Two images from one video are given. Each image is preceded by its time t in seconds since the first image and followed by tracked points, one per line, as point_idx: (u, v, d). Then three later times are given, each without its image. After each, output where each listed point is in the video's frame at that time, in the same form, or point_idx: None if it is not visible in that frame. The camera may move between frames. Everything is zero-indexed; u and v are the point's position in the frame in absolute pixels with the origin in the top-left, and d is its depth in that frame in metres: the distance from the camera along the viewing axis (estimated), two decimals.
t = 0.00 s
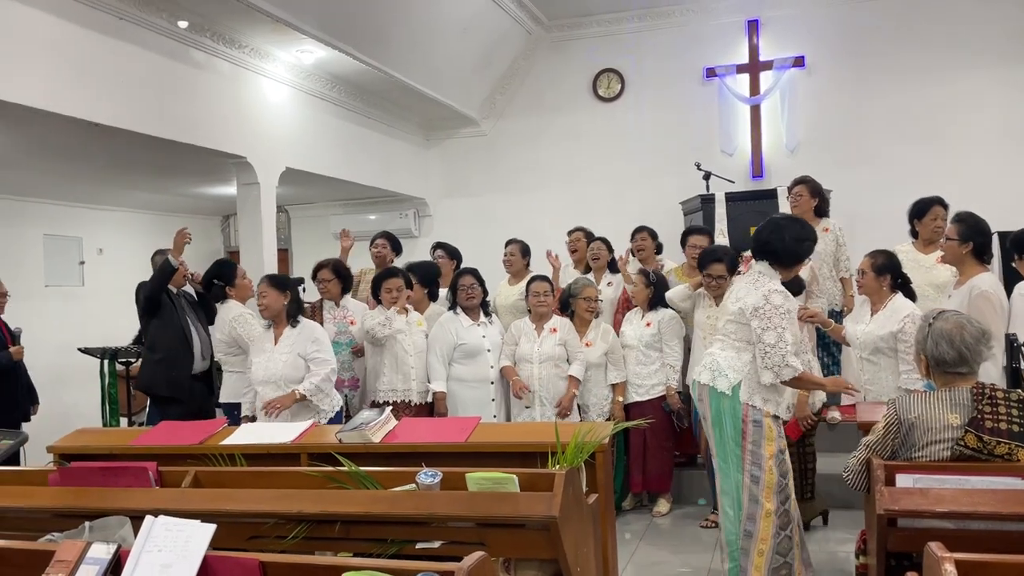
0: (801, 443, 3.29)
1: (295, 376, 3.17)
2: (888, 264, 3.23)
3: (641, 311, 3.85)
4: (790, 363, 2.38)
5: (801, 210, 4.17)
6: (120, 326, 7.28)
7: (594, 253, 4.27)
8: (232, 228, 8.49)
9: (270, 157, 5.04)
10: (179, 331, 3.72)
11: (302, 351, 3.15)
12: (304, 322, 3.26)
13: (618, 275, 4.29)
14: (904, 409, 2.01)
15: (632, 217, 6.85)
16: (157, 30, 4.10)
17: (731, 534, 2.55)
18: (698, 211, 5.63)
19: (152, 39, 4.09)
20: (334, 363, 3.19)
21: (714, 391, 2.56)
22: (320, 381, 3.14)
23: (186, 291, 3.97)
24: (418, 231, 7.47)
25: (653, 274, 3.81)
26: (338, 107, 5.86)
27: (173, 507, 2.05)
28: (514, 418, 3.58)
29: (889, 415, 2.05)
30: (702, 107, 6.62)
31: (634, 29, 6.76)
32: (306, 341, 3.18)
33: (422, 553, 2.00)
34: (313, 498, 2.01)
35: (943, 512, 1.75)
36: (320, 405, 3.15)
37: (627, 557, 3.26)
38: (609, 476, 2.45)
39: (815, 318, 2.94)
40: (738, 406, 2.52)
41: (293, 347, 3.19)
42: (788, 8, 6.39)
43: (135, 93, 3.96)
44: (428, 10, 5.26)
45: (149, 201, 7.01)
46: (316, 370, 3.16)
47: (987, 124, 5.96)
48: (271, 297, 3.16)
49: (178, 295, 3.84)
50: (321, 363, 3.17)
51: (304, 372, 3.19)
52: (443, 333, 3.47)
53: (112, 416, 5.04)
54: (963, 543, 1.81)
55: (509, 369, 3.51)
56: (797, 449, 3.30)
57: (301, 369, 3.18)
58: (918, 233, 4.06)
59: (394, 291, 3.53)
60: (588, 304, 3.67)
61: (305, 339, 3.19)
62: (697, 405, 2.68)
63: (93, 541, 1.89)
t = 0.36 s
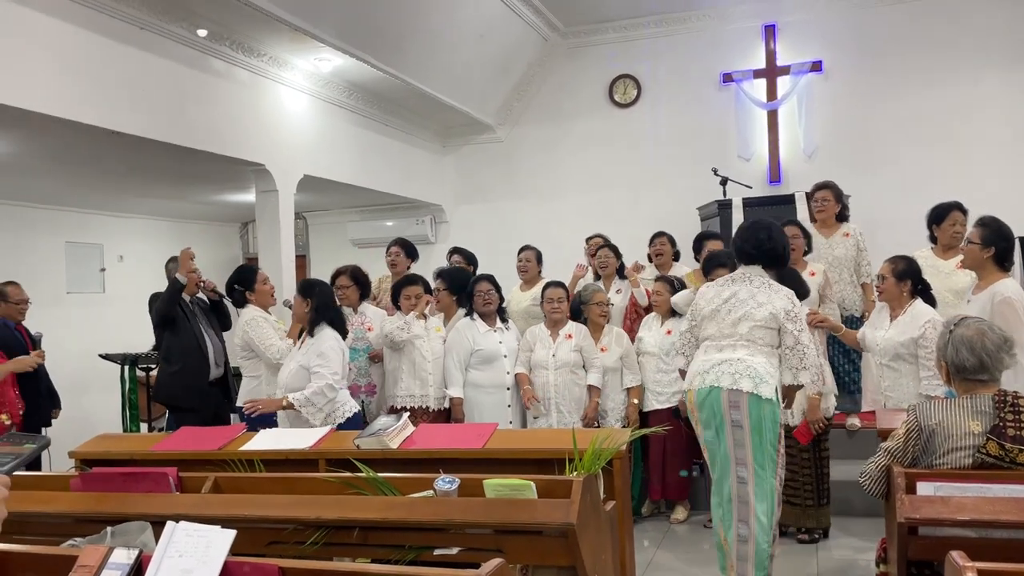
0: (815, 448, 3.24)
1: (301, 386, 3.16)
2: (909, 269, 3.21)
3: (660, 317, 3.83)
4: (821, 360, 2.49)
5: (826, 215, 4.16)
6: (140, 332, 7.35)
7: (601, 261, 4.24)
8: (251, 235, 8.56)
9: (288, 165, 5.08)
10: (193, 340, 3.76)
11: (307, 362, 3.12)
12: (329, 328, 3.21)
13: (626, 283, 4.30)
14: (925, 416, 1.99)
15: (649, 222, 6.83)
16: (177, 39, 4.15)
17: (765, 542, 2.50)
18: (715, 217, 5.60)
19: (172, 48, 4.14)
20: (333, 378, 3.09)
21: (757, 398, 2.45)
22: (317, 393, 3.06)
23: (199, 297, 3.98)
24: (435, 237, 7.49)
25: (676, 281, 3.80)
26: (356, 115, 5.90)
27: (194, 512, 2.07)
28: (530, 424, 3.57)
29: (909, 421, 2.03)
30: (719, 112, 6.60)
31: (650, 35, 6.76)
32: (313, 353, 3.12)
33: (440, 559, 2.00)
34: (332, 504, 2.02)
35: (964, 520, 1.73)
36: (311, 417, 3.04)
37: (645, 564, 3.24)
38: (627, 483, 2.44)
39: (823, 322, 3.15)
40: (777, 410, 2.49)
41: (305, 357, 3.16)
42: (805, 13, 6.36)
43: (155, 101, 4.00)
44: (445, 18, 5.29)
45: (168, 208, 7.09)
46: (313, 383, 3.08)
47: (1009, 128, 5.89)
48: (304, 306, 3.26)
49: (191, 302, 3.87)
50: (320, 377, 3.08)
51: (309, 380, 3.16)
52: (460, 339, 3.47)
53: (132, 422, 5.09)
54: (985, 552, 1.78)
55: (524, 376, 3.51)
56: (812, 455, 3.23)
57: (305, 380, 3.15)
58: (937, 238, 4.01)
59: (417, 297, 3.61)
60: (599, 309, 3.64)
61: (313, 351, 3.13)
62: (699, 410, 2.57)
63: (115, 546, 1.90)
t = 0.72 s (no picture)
0: (830, 449, 3.23)
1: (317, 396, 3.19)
2: (932, 276, 3.16)
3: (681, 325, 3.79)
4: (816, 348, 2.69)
5: (852, 221, 4.12)
6: (162, 339, 7.42)
7: (615, 269, 4.18)
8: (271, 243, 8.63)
9: (308, 174, 5.12)
10: (212, 349, 3.80)
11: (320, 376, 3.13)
12: (349, 338, 3.19)
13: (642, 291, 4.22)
14: (951, 422, 1.96)
15: (667, 229, 6.81)
16: (199, 50, 4.21)
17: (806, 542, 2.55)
18: (734, 224, 5.56)
19: (194, 58, 4.19)
20: (340, 394, 3.05)
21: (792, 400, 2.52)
22: (328, 408, 3.06)
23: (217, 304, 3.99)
24: (453, 244, 7.51)
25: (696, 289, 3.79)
26: (375, 123, 5.95)
27: (216, 519, 2.09)
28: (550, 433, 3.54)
29: (936, 427, 1.99)
30: (738, 119, 6.57)
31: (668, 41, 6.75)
32: (325, 366, 3.11)
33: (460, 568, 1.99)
34: (353, 512, 2.02)
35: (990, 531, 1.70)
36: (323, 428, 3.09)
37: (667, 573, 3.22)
38: (647, 492, 2.42)
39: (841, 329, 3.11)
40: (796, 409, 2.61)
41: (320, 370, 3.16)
42: (825, 18, 6.32)
43: (177, 112, 4.05)
44: (463, 27, 5.32)
45: (189, 216, 7.16)
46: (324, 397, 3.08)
47: None
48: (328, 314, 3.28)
49: (210, 310, 3.90)
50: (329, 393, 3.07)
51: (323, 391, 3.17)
52: (479, 346, 3.47)
53: (154, 429, 5.14)
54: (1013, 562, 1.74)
55: (542, 385, 3.48)
56: (828, 460, 3.22)
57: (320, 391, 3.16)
58: (958, 244, 3.98)
59: (438, 304, 3.63)
60: (616, 316, 3.62)
61: (326, 363, 3.12)
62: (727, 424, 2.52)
63: (139, 552, 1.92)
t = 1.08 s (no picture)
0: (859, 459, 3.18)
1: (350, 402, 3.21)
2: (956, 283, 3.09)
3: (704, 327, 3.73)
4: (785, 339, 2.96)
5: (875, 228, 4.06)
6: (182, 346, 7.48)
7: (628, 279, 4.13)
8: (290, 251, 8.69)
9: (327, 182, 5.16)
10: (231, 359, 3.81)
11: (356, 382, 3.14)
12: (381, 344, 3.21)
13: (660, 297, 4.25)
14: (979, 429, 1.93)
15: (685, 236, 6.79)
16: (220, 60, 4.26)
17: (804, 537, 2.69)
18: (753, 231, 5.53)
19: (215, 68, 4.24)
20: (376, 399, 3.08)
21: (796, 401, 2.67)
22: (367, 412, 3.08)
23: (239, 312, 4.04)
24: (470, 251, 7.53)
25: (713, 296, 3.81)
26: (393, 132, 5.98)
27: (238, 526, 2.09)
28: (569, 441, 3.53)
29: (964, 433, 1.96)
30: (756, 125, 6.55)
31: (685, 48, 6.74)
32: (358, 371, 3.13)
33: None
34: (373, 520, 2.02)
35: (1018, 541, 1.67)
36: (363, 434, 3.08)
37: None
38: (668, 500, 2.40)
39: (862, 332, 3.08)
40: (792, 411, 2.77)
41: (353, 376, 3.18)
42: (844, 24, 6.29)
43: (199, 121, 4.10)
44: (480, 34, 5.34)
45: (210, 225, 7.23)
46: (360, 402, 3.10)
47: None
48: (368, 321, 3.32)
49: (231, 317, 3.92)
50: (366, 398, 3.10)
51: (356, 397, 3.18)
52: (498, 353, 3.49)
53: (175, 436, 5.18)
54: None
55: (562, 393, 3.48)
56: (855, 469, 3.17)
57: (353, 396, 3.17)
58: (979, 250, 3.95)
59: (460, 310, 3.64)
60: (638, 323, 3.57)
61: (359, 369, 3.14)
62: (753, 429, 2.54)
63: (163, 559, 1.93)
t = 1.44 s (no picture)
0: (894, 470, 3.10)
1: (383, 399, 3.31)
2: (974, 289, 3.06)
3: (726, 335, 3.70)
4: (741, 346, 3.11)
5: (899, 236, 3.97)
6: (201, 353, 7.54)
7: (640, 287, 4.11)
8: (307, 258, 8.74)
9: (344, 189, 5.18)
10: (250, 367, 3.84)
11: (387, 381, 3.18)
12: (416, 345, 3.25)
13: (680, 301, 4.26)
14: (1006, 434, 1.91)
15: (702, 241, 6.75)
16: (239, 69, 4.30)
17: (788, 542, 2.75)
18: (771, 236, 5.50)
19: (234, 77, 4.28)
20: (404, 394, 3.10)
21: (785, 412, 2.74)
22: (396, 407, 3.10)
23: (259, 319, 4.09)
24: (486, 258, 7.53)
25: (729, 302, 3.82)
26: (409, 139, 6.01)
27: (257, 532, 2.10)
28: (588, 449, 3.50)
29: (990, 438, 1.94)
30: (773, 130, 6.52)
31: (701, 53, 6.73)
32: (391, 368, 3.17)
33: None
34: (392, 526, 2.02)
35: None
36: (392, 429, 3.10)
37: None
38: (688, 508, 2.37)
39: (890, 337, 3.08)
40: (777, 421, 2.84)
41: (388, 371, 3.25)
42: (861, 27, 6.25)
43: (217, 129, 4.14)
44: (495, 42, 5.36)
45: (228, 232, 7.29)
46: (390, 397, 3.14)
47: None
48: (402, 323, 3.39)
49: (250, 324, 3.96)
50: (395, 393, 3.12)
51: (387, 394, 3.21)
52: (515, 358, 3.50)
53: (193, 442, 5.21)
54: None
55: (581, 399, 3.48)
56: (891, 480, 3.10)
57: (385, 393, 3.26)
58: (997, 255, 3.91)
59: (469, 314, 3.63)
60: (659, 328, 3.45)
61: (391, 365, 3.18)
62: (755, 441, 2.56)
63: (184, 564, 1.94)
